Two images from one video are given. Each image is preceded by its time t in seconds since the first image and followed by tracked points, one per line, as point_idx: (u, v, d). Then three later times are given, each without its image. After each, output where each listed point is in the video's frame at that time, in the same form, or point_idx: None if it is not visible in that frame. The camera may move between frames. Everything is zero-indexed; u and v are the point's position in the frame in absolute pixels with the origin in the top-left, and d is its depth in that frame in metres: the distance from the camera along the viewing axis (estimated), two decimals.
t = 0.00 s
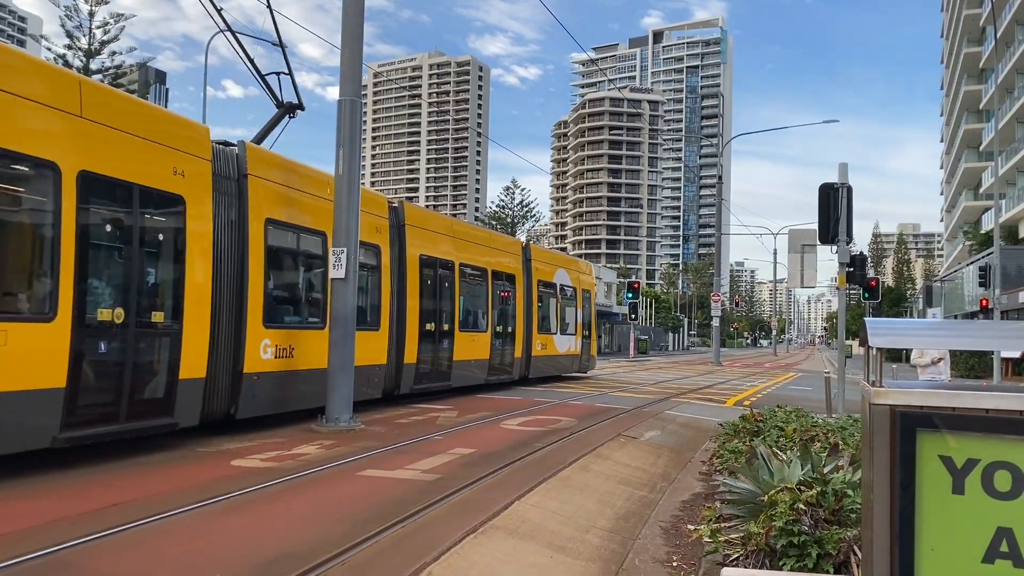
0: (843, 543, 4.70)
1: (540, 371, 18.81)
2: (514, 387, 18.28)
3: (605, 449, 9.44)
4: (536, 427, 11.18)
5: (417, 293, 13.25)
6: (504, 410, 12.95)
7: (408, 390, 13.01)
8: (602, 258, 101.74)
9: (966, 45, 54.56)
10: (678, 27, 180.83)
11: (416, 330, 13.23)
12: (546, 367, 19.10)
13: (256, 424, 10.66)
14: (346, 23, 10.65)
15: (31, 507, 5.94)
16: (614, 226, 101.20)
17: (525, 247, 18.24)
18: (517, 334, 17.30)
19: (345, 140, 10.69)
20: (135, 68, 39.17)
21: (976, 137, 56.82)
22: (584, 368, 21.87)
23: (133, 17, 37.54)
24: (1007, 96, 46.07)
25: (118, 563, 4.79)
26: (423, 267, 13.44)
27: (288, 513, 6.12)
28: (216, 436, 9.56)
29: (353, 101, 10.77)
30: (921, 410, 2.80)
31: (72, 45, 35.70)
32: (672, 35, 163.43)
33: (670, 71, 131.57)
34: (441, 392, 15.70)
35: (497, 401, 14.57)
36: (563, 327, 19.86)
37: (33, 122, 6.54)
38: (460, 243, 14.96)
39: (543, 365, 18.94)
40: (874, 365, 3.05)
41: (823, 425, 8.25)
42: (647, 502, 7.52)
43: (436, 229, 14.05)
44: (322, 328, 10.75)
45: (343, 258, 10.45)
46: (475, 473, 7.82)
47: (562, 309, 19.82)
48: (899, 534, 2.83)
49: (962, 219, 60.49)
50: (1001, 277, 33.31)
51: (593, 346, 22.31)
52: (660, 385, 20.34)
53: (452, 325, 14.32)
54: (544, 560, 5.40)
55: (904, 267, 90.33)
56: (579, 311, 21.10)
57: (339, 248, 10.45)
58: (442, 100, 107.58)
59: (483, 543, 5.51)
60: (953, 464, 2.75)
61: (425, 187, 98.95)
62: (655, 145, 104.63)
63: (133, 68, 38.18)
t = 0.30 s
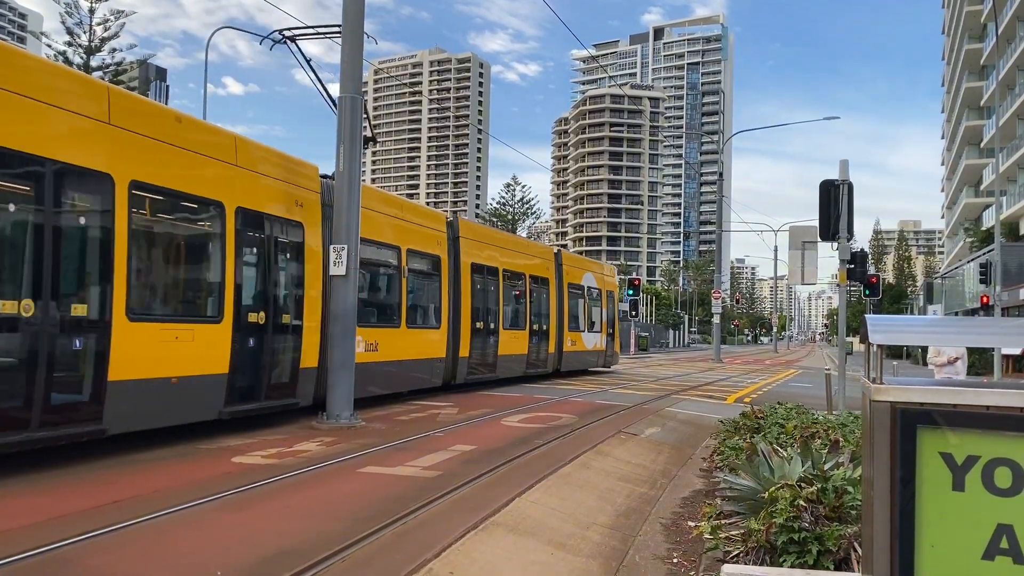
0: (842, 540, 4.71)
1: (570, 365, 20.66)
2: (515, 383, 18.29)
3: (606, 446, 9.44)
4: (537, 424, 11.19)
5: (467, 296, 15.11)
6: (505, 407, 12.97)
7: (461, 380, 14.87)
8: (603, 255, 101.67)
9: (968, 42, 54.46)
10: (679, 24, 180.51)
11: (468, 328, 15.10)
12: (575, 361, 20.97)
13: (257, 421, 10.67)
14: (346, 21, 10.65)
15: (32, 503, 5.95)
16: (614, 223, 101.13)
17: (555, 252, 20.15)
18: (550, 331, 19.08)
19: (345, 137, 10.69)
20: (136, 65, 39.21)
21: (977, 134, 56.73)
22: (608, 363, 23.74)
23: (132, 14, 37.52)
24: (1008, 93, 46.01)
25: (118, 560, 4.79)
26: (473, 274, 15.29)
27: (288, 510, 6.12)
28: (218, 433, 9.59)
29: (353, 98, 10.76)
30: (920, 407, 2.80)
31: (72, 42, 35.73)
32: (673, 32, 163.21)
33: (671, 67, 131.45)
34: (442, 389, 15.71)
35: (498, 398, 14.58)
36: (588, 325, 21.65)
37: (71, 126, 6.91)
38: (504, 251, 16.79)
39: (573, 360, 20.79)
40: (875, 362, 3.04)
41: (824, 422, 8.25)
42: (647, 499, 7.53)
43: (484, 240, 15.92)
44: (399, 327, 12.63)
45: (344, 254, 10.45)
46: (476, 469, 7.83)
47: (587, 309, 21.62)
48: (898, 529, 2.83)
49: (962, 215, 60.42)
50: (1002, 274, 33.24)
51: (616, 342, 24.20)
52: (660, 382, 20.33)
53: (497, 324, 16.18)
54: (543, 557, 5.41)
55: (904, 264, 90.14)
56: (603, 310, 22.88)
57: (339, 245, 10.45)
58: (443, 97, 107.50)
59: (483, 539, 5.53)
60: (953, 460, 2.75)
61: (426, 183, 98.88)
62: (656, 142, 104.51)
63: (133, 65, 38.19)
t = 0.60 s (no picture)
0: (844, 537, 4.71)
1: (597, 361, 22.68)
2: (516, 381, 18.29)
3: (607, 444, 9.44)
4: (537, 422, 11.20)
5: (510, 300, 17.08)
6: (506, 405, 12.98)
7: (506, 372, 17.02)
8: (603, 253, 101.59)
9: (969, 39, 54.34)
10: (680, 21, 180.25)
11: (511, 327, 17.16)
12: (601, 357, 22.99)
13: (258, 419, 10.69)
14: (346, 17, 10.64)
15: (35, 500, 5.98)
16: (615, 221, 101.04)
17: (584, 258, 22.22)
18: (580, 330, 21.04)
19: (346, 134, 10.68)
20: (137, 64, 39.20)
21: (978, 132, 56.61)
22: (628, 359, 25.83)
23: (133, 11, 37.47)
24: (1009, 91, 45.88)
25: (118, 558, 4.79)
26: (516, 279, 17.32)
27: (289, 507, 6.14)
28: (219, 430, 9.60)
29: (353, 95, 10.75)
30: (920, 405, 2.80)
31: (73, 40, 35.73)
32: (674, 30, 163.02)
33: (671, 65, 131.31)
34: (443, 387, 15.69)
35: (499, 396, 14.58)
36: (610, 323, 23.55)
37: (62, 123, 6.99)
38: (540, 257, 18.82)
39: (598, 356, 22.83)
40: (875, 361, 3.04)
41: (825, 420, 8.25)
42: (648, 497, 7.53)
43: (525, 250, 17.94)
44: (457, 327, 14.68)
45: (345, 252, 10.46)
46: (476, 467, 7.83)
47: (609, 308, 23.44)
48: (899, 528, 2.82)
49: (963, 213, 60.36)
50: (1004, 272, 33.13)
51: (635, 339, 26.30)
52: (661, 380, 20.31)
53: (535, 324, 18.17)
54: (544, 554, 5.41)
55: (905, 262, 89.96)
56: (622, 309, 24.82)
57: (340, 243, 10.45)
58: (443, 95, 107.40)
59: (484, 537, 5.54)
60: (954, 458, 2.75)
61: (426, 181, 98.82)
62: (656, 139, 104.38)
63: (133, 63, 38.15)
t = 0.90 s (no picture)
0: (844, 536, 4.70)
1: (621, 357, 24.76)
2: (517, 378, 18.30)
3: (607, 441, 9.44)
4: (538, 420, 11.20)
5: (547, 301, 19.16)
6: (507, 403, 12.96)
7: (545, 365, 19.01)
8: (605, 251, 101.58)
9: (970, 36, 54.18)
10: (681, 18, 179.99)
11: (548, 327, 19.18)
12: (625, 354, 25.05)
13: (260, 417, 10.69)
14: (348, 14, 10.63)
15: (36, 499, 5.97)
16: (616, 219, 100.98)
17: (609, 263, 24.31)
18: (607, 328, 22.99)
19: (347, 133, 10.67)
20: (137, 62, 39.21)
21: (979, 129, 56.50)
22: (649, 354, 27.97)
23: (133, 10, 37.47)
24: (1011, 88, 45.77)
25: (119, 557, 4.79)
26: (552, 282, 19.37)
27: (290, 505, 6.13)
28: (219, 428, 9.61)
29: (354, 93, 10.74)
30: (922, 402, 2.80)
31: (74, 38, 35.72)
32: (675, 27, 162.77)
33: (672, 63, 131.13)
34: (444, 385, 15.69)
35: (500, 393, 14.59)
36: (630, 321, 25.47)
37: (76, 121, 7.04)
38: (572, 262, 20.86)
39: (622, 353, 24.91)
40: (876, 359, 3.03)
41: (826, 418, 8.24)
42: (649, 494, 7.54)
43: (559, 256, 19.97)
44: (505, 324, 16.82)
45: (345, 251, 10.46)
46: (476, 465, 7.84)
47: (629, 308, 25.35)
48: (901, 527, 2.82)
49: (965, 211, 60.33)
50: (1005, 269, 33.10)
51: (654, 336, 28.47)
52: (662, 377, 20.29)
53: (568, 323, 20.22)
54: (545, 552, 5.42)
55: (907, 260, 89.80)
56: (643, 310, 26.85)
57: (342, 241, 10.46)
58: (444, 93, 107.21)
59: (485, 535, 5.53)
60: (955, 456, 2.75)
61: (427, 180, 98.81)
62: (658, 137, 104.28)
63: (133, 60, 38.23)
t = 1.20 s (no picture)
0: (845, 534, 4.71)
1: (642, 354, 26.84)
2: (518, 377, 18.29)
3: (608, 440, 9.43)
4: (539, 418, 11.19)
5: (578, 304, 21.03)
6: (508, 402, 12.96)
7: (579, 361, 20.96)
8: (606, 249, 101.53)
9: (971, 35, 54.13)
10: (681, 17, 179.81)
11: (582, 326, 21.16)
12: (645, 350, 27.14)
13: (260, 415, 10.70)
14: (349, 12, 10.62)
15: (36, 498, 5.96)
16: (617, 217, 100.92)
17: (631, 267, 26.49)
18: (631, 327, 25.12)
19: (348, 131, 10.66)
20: (138, 60, 39.22)
21: (980, 128, 56.46)
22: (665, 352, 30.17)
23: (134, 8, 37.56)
24: (1012, 87, 45.77)
25: (120, 556, 4.78)
26: (586, 286, 21.39)
27: (290, 504, 6.13)
28: (220, 427, 9.60)
29: (355, 91, 10.74)
30: (923, 402, 2.81)
31: (75, 37, 35.73)
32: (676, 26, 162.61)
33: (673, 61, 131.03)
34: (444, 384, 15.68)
35: (501, 392, 14.59)
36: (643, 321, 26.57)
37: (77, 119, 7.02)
38: (601, 267, 22.90)
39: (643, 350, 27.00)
40: (877, 358, 3.02)
41: (827, 417, 8.25)
42: (650, 493, 7.55)
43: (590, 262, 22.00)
44: (545, 324, 18.63)
45: (347, 249, 10.47)
46: (477, 464, 7.83)
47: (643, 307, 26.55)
48: (902, 525, 2.82)
49: (966, 209, 60.25)
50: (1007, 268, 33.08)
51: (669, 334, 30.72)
52: (663, 376, 20.28)
53: (597, 323, 22.04)
54: (547, 550, 5.43)
55: (909, 258, 89.63)
56: (660, 311, 28.88)
57: (343, 240, 10.48)
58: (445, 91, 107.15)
59: (485, 533, 5.53)
60: (957, 455, 2.75)
61: (428, 178, 98.78)
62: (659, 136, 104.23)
63: (133, 59, 38.24)
